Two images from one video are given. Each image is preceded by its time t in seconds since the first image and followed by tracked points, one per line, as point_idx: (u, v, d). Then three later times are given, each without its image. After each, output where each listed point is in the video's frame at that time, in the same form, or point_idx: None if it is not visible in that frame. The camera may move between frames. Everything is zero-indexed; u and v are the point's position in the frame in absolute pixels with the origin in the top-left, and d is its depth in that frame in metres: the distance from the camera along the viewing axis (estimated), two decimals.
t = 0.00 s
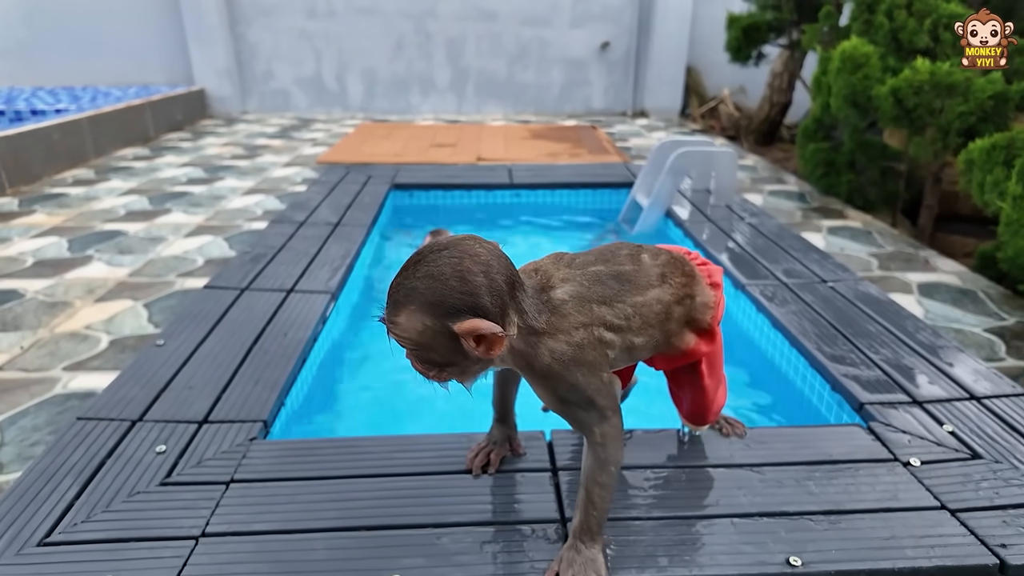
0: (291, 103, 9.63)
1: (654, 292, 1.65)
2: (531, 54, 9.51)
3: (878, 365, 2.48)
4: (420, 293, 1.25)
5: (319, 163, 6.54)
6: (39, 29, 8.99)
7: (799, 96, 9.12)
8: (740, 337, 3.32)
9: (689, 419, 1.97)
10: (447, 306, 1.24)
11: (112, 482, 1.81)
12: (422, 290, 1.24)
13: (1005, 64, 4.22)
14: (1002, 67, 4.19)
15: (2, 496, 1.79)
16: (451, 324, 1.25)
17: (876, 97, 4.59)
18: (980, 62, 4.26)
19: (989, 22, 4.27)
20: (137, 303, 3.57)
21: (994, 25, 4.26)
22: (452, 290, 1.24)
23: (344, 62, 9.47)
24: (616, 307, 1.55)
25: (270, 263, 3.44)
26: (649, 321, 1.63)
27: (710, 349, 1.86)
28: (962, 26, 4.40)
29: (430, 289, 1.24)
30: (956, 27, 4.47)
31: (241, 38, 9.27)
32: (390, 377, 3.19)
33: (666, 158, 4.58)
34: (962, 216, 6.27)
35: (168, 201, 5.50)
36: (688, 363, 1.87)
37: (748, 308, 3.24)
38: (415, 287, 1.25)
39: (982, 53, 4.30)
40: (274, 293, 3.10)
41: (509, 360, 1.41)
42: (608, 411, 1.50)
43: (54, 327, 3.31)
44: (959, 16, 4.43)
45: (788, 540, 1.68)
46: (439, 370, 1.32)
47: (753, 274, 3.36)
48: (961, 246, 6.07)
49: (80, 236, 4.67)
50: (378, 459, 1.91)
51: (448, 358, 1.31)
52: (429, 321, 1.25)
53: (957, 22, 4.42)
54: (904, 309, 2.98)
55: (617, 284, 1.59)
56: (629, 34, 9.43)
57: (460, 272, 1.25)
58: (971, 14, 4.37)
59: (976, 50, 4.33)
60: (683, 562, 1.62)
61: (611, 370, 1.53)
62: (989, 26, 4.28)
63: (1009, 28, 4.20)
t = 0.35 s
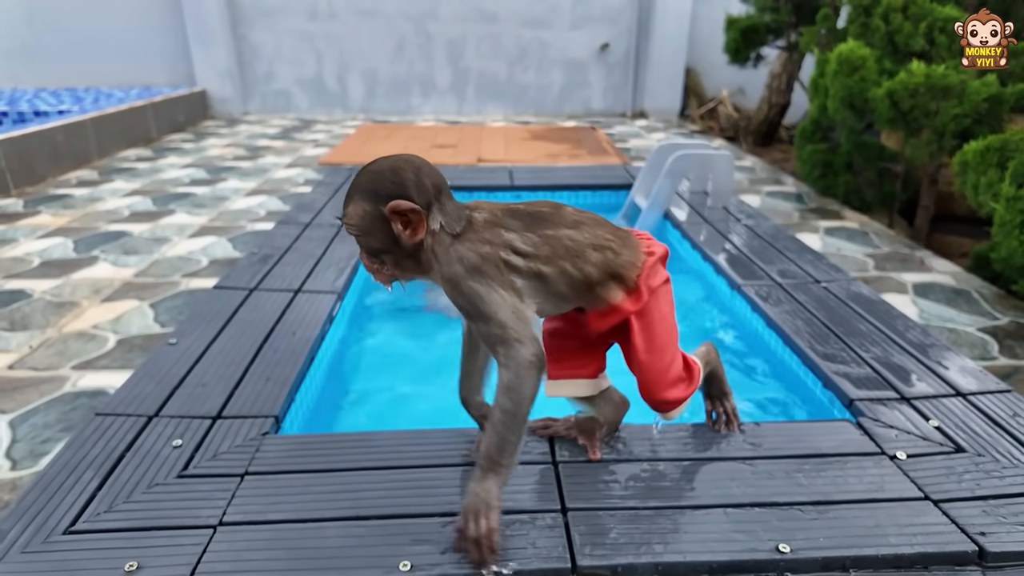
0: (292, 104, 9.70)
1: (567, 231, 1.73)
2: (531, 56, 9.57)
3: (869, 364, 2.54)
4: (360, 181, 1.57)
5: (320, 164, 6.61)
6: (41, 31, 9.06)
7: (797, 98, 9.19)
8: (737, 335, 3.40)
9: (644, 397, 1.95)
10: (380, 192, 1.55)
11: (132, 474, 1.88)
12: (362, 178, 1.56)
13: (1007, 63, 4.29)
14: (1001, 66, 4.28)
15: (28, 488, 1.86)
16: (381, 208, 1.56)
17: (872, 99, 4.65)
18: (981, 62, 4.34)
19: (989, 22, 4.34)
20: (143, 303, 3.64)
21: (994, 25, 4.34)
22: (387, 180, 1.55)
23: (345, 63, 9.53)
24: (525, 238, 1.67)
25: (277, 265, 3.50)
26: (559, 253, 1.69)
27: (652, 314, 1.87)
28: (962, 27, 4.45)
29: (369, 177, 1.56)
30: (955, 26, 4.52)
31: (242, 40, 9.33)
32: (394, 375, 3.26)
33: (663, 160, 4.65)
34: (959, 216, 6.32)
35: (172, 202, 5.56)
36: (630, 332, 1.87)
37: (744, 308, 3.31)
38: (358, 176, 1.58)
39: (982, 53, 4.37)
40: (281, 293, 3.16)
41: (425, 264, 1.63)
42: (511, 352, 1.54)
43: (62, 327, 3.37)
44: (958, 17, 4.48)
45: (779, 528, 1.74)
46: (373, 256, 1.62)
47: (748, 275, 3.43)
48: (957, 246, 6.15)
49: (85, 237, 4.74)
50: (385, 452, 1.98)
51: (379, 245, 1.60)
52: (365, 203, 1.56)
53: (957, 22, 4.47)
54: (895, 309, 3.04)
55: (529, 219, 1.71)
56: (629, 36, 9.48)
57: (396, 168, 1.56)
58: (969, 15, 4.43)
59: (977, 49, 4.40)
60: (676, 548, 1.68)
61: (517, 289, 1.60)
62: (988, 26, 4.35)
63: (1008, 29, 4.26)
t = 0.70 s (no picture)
0: (295, 106, 9.78)
1: (316, 228, 1.98)
2: (532, 59, 9.65)
3: (865, 366, 2.61)
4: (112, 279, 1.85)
5: (324, 167, 6.68)
6: (46, 33, 9.13)
7: (794, 101, 9.29)
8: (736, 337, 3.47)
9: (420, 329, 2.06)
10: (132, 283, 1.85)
11: (154, 473, 1.96)
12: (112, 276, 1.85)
13: (1006, 63, 4.44)
14: (1001, 66, 4.42)
15: (55, 485, 1.95)
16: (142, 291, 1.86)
17: (869, 103, 4.72)
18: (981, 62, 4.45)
19: (989, 22, 4.43)
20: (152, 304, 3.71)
21: (994, 25, 4.44)
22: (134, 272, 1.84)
23: (348, 66, 9.60)
24: (267, 247, 1.94)
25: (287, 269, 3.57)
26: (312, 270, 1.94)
27: (405, 256, 2.02)
28: (962, 27, 4.53)
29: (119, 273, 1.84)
30: (953, 28, 4.58)
31: (246, 43, 9.41)
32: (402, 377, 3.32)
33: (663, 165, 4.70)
34: (955, 219, 6.40)
35: (177, 205, 5.63)
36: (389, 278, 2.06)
37: (743, 311, 3.39)
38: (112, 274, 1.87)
39: (982, 53, 4.47)
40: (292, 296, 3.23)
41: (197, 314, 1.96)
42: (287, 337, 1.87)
43: (73, 328, 3.43)
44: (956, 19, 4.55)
45: (778, 525, 1.81)
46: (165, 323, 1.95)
47: (747, 278, 3.50)
48: (953, 248, 6.23)
49: (93, 239, 4.80)
50: (398, 452, 2.06)
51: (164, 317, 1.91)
52: (127, 297, 1.86)
53: (956, 23, 4.55)
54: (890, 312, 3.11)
55: (275, 246, 1.94)
56: (628, 39, 9.56)
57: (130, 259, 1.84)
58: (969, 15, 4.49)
59: (977, 50, 4.50)
60: (680, 543, 1.75)
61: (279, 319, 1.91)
62: (988, 26, 4.45)
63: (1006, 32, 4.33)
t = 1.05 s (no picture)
0: (298, 109, 9.84)
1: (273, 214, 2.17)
2: (533, 62, 9.71)
3: (868, 368, 2.66)
4: (121, 258, 1.68)
5: (329, 169, 6.74)
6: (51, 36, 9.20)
7: (794, 103, 9.36)
8: (740, 338, 3.53)
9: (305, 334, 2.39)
10: (155, 261, 1.73)
11: (176, 473, 2.04)
12: (122, 255, 1.68)
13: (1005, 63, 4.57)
14: (1001, 65, 4.54)
15: (79, 485, 2.02)
16: (169, 267, 1.76)
17: (868, 107, 4.74)
18: (981, 61, 4.60)
19: (989, 22, 4.69)
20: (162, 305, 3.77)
21: (994, 25, 4.69)
22: (161, 245, 1.74)
23: (351, 69, 9.66)
24: (261, 233, 2.06)
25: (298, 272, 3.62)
26: (283, 241, 2.12)
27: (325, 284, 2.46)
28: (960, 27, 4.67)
29: (133, 251, 1.70)
30: (952, 31, 4.67)
31: (250, 45, 9.48)
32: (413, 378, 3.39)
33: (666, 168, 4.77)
34: (953, 220, 6.45)
35: (184, 206, 5.68)
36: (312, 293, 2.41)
37: (747, 313, 3.44)
38: (112, 255, 1.68)
39: (982, 52, 4.63)
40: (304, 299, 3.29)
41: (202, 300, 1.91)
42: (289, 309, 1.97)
43: (84, 329, 3.49)
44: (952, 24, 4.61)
45: (786, 524, 1.86)
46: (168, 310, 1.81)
47: (750, 280, 3.56)
48: (951, 249, 6.29)
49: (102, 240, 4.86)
50: (415, 451, 2.12)
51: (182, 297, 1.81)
52: (144, 275, 1.71)
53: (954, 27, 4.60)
54: (892, 314, 3.16)
55: (252, 222, 2.07)
56: (629, 41, 9.62)
57: (151, 233, 1.75)
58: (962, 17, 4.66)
59: (976, 49, 4.65)
60: (690, 542, 1.79)
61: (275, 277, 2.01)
62: (989, 26, 4.69)
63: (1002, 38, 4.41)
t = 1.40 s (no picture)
0: (301, 109, 9.87)
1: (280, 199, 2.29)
2: (536, 62, 9.71)
3: (874, 367, 2.67)
4: (180, 201, 1.72)
5: (332, 169, 6.75)
6: (55, 36, 9.22)
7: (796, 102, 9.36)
8: (745, 337, 3.54)
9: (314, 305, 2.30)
10: (211, 210, 1.77)
11: (185, 471, 2.05)
12: (183, 198, 1.72)
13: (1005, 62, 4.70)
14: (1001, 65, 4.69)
15: (88, 483, 2.03)
16: (221, 221, 1.80)
17: (871, 107, 4.73)
18: (981, 61, 4.68)
19: (989, 23, 4.77)
20: (166, 305, 3.78)
21: (994, 26, 4.77)
22: (217, 195, 1.80)
23: (354, 69, 9.67)
24: (279, 215, 2.18)
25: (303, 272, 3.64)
26: (293, 224, 2.25)
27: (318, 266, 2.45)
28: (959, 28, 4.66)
29: (190, 199, 1.74)
30: (954, 32, 4.68)
31: (253, 46, 9.49)
32: (418, 378, 3.40)
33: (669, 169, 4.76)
34: (956, 220, 6.45)
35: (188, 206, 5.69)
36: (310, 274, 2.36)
37: (751, 313, 3.45)
38: (172, 199, 1.71)
39: (983, 53, 4.70)
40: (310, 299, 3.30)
41: (236, 268, 1.93)
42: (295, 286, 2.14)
43: (89, 328, 3.50)
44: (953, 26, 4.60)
45: (794, 522, 1.87)
46: (215, 267, 1.79)
47: (755, 280, 3.57)
48: (953, 248, 6.29)
49: (106, 240, 4.87)
50: (423, 450, 2.13)
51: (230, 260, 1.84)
52: (201, 219, 1.73)
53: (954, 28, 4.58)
54: (897, 313, 3.16)
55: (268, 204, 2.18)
56: (631, 42, 9.62)
57: (205, 187, 1.80)
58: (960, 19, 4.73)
59: (978, 49, 4.70)
60: (699, 540, 1.80)
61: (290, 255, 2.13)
62: (989, 27, 4.78)
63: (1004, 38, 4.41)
